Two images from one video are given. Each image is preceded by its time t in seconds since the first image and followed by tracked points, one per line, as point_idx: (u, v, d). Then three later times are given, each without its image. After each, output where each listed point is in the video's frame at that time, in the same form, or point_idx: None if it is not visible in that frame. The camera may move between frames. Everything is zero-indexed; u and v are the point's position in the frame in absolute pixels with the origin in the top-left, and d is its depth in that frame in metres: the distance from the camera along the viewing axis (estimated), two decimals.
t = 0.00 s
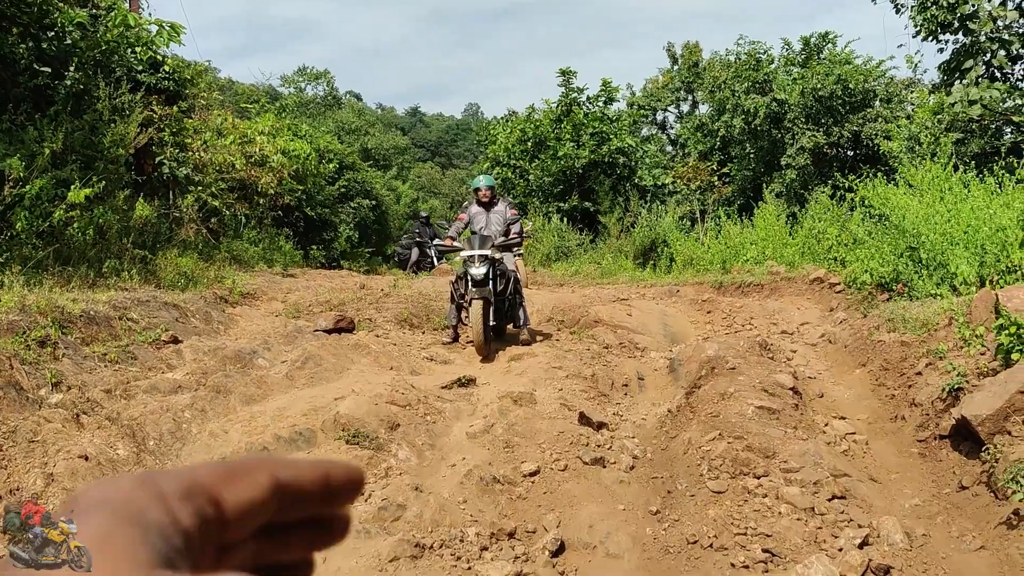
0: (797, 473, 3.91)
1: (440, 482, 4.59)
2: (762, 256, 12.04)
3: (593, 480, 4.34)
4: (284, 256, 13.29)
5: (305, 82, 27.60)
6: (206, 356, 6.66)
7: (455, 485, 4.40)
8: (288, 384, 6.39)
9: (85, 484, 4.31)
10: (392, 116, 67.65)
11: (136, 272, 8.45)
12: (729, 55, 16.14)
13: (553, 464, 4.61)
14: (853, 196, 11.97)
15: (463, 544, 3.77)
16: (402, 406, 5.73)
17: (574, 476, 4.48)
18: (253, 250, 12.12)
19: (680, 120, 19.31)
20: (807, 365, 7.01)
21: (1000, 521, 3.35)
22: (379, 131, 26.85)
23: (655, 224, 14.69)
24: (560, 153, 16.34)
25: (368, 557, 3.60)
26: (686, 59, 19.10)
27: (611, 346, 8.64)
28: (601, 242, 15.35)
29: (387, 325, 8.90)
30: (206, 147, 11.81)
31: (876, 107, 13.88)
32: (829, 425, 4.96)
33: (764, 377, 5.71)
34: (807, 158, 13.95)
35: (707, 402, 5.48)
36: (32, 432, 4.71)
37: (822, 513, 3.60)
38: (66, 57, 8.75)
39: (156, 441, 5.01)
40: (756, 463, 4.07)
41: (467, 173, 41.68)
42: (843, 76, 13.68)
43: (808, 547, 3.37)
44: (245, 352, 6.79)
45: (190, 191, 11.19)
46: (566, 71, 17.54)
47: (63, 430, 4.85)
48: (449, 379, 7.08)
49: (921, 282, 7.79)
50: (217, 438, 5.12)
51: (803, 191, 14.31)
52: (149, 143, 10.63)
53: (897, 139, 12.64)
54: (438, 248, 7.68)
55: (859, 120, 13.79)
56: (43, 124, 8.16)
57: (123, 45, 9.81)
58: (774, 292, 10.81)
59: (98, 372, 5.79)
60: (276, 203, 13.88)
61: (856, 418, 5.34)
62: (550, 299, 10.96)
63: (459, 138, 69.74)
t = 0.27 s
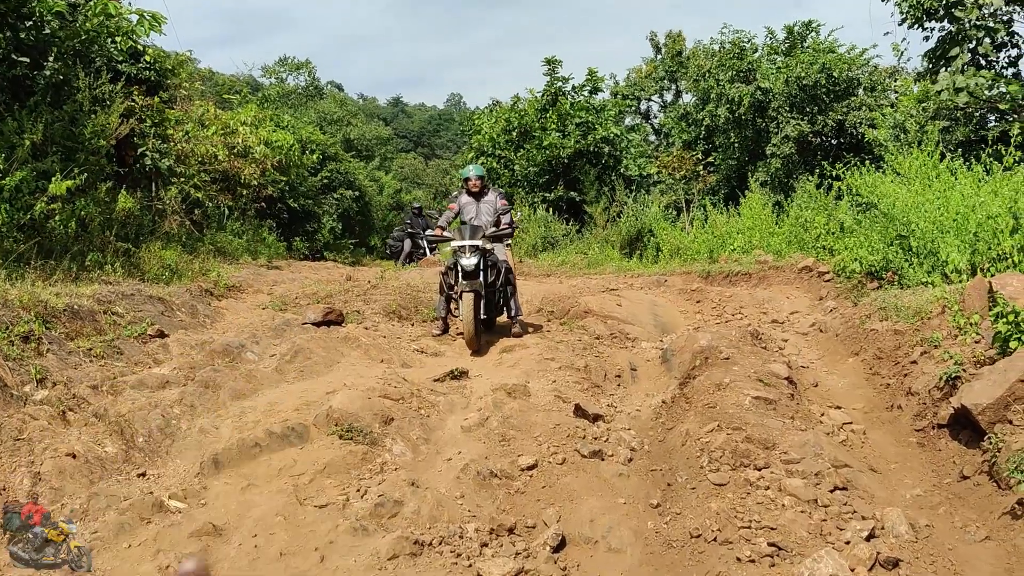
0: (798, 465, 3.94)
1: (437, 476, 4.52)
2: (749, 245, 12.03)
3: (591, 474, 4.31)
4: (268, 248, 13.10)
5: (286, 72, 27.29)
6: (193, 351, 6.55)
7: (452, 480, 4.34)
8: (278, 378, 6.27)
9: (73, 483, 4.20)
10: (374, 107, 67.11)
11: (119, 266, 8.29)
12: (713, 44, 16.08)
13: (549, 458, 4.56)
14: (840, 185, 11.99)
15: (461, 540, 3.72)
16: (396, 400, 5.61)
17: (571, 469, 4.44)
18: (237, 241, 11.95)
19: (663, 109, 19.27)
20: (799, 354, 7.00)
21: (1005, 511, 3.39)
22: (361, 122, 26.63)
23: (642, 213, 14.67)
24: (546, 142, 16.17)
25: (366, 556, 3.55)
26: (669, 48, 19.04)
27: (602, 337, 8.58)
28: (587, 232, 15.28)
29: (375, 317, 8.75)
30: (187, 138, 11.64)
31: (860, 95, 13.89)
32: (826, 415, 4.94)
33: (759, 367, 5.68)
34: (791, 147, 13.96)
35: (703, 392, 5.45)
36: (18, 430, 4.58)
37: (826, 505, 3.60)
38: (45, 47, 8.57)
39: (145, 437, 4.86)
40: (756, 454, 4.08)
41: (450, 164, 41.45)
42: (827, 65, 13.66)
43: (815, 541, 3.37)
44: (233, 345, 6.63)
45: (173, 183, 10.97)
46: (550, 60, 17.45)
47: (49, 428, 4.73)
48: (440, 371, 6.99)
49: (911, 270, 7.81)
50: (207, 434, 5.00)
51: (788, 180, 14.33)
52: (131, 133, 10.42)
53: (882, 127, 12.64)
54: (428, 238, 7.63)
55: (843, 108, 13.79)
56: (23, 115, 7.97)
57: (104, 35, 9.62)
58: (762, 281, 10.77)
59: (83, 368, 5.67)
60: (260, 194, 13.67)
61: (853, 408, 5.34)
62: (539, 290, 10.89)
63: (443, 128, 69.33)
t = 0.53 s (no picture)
0: (799, 459, 4.03)
1: (435, 476, 4.47)
2: (733, 230, 12.00)
3: (592, 472, 4.35)
4: (250, 241, 12.89)
5: (261, 61, 26.84)
6: (180, 352, 6.43)
7: (451, 481, 4.29)
8: (268, 378, 6.16)
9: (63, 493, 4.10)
10: (352, 95, 66.39)
11: (101, 264, 8.11)
12: (691, 28, 15.96)
13: (549, 456, 4.53)
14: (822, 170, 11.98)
15: (464, 544, 3.70)
16: (389, 398, 5.52)
17: (571, 468, 4.41)
18: (219, 236, 11.75)
19: (643, 94, 19.19)
20: (791, 342, 7.00)
21: (1008, 503, 3.51)
22: (338, 111, 26.28)
23: (625, 200, 14.62)
24: (527, 129, 15.93)
25: (369, 563, 3.48)
26: (648, 32, 18.94)
27: (591, 328, 8.53)
28: (571, 219, 15.21)
29: (362, 313, 8.51)
30: (165, 131, 11.29)
31: (839, 78, 13.88)
32: (822, 406, 4.96)
33: (753, 358, 5.67)
34: (772, 132, 13.94)
35: (698, 384, 5.44)
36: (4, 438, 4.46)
37: (830, 501, 3.68)
38: (18, 41, 8.39)
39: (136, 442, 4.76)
40: (757, 449, 4.16)
41: (429, 153, 41.11)
42: (806, 48, 13.61)
43: (823, 536, 3.45)
44: (221, 345, 6.51)
45: (153, 178, 10.74)
46: (531, 46, 17.32)
47: (36, 435, 4.61)
48: (432, 367, 6.91)
49: (899, 255, 7.83)
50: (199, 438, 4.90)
51: (769, 164, 14.35)
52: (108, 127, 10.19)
53: (863, 111, 12.61)
54: (416, 237, 7.35)
55: (823, 91, 13.77)
56: None
57: (78, 27, 9.38)
58: (748, 267, 10.68)
59: (69, 371, 5.54)
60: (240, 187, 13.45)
61: (847, 397, 5.35)
62: (526, 280, 10.80)
63: (421, 116, 68.77)
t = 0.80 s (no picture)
0: (795, 435, 4.07)
1: (430, 460, 4.45)
2: (718, 207, 11.97)
3: (588, 452, 4.36)
4: (232, 225, 12.71)
5: (237, 41, 26.37)
6: (166, 338, 6.34)
7: (446, 464, 4.28)
8: (256, 363, 6.08)
9: (54, 485, 4.05)
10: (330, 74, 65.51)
11: (82, 250, 7.97)
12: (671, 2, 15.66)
13: (544, 437, 4.53)
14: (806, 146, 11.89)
15: (463, 528, 3.70)
16: (381, 382, 5.47)
17: (567, 449, 4.42)
18: (200, 220, 11.57)
19: (625, 71, 19.04)
20: (779, 318, 7.02)
21: (1003, 476, 3.57)
22: (317, 91, 25.91)
23: (609, 177, 14.56)
24: (509, 108, 15.72)
25: (367, 549, 3.49)
26: (628, 8, 18.75)
27: (580, 308, 8.51)
28: (555, 197, 15.13)
29: (349, 295, 8.41)
30: (143, 114, 11.07)
31: (820, 52, 13.84)
32: (814, 382, 5.00)
33: (744, 334, 5.68)
34: (753, 107, 13.91)
35: (690, 362, 5.44)
36: None
37: (827, 477, 3.72)
38: None
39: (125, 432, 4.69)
40: (752, 427, 4.20)
41: (409, 133, 40.71)
42: (787, 23, 13.47)
43: (821, 513, 3.47)
44: (208, 330, 6.42)
45: (132, 162, 10.56)
46: (512, 24, 17.12)
47: (23, 426, 4.53)
48: (422, 349, 6.86)
49: (886, 230, 7.84)
50: (189, 426, 4.84)
51: (751, 140, 14.32)
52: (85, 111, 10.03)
53: (845, 84, 12.48)
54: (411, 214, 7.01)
55: (804, 65, 13.70)
56: None
57: (52, 9, 9.16)
58: (733, 244, 10.64)
59: (54, 361, 5.45)
60: (221, 170, 13.26)
61: (838, 372, 5.39)
62: (512, 260, 10.74)
63: (399, 96, 68.07)
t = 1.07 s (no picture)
0: (790, 407, 4.10)
1: (428, 440, 4.45)
2: (706, 182, 11.92)
3: (585, 430, 4.42)
4: (218, 210, 12.58)
5: (218, 24, 25.97)
6: (158, 325, 6.28)
7: (444, 445, 4.28)
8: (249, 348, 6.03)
9: (50, 473, 4.01)
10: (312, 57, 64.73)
11: (69, 239, 7.88)
12: None
13: (541, 416, 4.55)
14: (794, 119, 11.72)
15: (463, 507, 3.71)
16: (375, 364, 5.44)
17: (564, 426, 4.44)
18: (187, 206, 11.44)
19: (609, 48, 18.86)
20: (771, 292, 7.03)
21: (999, 443, 3.61)
22: (300, 74, 25.58)
23: (596, 155, 14.49)
24: (495, 87, 15.57)
25: (367, 530, 3.49)
26: None
27: (571, 287, 8.49)
28: (542, 177, 15.05)
29: (339, 278, 8.36)
30: (126, 100, 10.93)
31: (804, 26, 13.69)
32: (807, 355, 5.04)
33: (737, 309, 5.68)
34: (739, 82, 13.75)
35: (684, 338, 5.45)
36: None
37: (824, 449, 3.75)
38: None
39: (119, 419, 4.65)
40: (748, 400, 4.23)
41: (395, 115, 40.36)
42: None
43: (819, 483, 3.50)
44: (199, 316, 6.36)
45: (116, 149, 10.37)
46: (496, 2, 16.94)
47: (16, 415, 4.48)
48: (414, 331, 6.82)
49: (875, 202, 7.84)
50: (184, 412, 4.80)
51: (737, 116, 14.27)
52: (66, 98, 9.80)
53: (830, 57, 12.33)
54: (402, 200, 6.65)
55: (789, 40, 13.57)
56: None
57: None
58: (723, 220, 10.62)
59: (45, 349, 5.38)
60: (205, 154, 13.08)
61: (831, 345, 5.42)
62: (502, 240, 10.70)
63: (382, 77, 67.41)
